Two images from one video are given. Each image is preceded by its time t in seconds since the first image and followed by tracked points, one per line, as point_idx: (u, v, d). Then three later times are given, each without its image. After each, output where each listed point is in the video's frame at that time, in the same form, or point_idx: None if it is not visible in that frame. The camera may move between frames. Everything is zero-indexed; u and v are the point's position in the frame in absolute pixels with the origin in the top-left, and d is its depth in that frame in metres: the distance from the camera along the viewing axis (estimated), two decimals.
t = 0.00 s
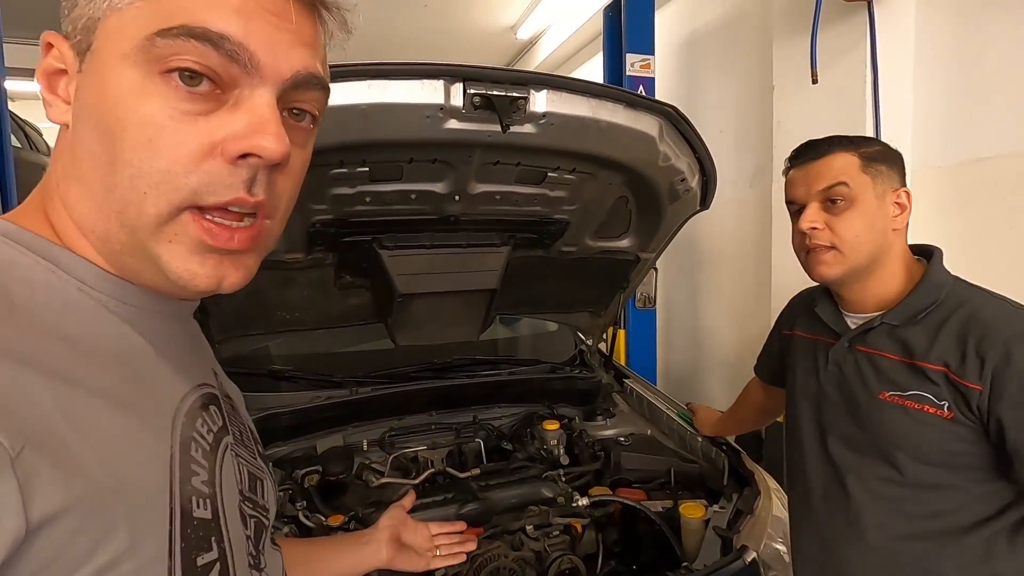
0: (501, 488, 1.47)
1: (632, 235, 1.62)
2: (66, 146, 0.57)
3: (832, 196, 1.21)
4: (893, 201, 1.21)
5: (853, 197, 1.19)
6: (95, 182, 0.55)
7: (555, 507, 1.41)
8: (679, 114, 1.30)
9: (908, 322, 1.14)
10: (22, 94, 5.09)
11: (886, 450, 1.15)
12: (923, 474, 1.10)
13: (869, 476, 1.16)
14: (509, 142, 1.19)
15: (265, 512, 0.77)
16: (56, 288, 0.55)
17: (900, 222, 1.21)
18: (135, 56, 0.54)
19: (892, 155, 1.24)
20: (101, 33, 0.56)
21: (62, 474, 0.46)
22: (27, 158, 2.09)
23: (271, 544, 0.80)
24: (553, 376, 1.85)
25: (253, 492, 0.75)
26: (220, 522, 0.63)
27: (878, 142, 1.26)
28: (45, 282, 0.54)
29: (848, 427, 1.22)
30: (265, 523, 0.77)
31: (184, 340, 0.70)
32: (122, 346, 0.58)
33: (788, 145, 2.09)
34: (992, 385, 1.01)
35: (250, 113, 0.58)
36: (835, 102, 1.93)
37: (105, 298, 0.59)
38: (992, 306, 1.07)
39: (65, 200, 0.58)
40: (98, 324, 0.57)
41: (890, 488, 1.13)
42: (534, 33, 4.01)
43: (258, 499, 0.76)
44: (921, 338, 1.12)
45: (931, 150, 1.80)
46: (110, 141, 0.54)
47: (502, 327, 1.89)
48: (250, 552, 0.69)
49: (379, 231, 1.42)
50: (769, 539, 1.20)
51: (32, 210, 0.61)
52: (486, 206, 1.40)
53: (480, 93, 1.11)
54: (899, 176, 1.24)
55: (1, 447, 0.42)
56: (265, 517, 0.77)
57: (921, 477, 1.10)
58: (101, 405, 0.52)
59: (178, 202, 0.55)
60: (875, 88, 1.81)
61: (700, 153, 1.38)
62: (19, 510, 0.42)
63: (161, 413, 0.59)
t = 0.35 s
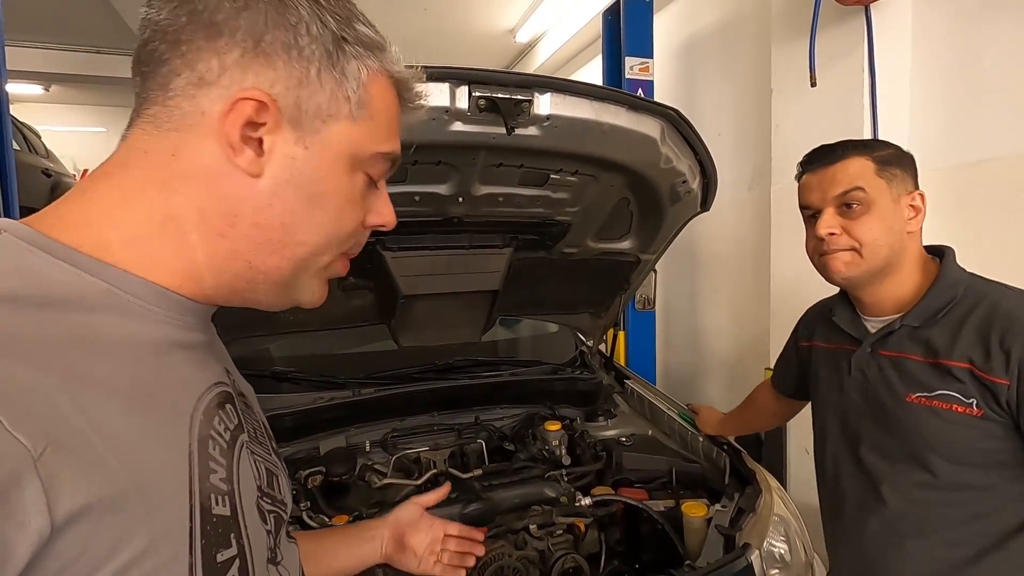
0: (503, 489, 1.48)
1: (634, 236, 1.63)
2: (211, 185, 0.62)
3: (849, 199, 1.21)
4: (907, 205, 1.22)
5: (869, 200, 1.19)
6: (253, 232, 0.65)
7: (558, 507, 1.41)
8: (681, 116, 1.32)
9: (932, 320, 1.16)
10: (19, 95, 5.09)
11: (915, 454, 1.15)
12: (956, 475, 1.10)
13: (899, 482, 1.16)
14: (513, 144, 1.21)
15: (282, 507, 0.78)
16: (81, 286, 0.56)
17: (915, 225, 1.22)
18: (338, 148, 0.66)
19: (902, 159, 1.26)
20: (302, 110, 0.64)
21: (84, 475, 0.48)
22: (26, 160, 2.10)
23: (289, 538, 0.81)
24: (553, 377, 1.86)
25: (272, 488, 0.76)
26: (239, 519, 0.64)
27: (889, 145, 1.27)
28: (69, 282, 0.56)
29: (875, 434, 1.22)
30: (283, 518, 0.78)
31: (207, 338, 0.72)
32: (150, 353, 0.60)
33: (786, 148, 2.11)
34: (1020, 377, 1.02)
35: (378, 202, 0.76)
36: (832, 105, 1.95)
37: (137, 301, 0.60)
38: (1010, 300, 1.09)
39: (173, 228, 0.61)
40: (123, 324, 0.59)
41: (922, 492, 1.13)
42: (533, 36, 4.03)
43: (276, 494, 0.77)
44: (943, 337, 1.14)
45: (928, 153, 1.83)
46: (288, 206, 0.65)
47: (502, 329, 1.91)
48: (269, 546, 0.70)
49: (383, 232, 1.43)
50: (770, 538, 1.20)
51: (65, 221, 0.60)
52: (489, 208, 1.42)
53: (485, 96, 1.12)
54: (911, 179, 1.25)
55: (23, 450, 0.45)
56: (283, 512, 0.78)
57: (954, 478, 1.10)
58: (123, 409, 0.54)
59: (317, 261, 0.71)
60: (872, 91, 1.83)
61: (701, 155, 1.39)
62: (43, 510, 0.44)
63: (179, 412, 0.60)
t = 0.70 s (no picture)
0: (502, 491, 1.48)
1: (631, 239, 1.64)
2: (248, 193, 0.65)
3: (829, 233, 1.25)
4: (898, 222, 1.20)
5: (845, 232, 1.22)
6: (274, 239, 0.69)
7: (555, 510, 1.41)
8: (683, 125, 1.33)
9: (945, 339, 1.15)
10: (13, 96, 5.07)
11: (930, 473, 1.16)
12: (972, 497, 1.10)
13: (916, 502, 1.17)
14: (512, 147, 1.21)
15: (282, 500, 0.78)
16: (86, 286, 0.56)
17: (909, 242, 1.19)
18: (354, 172, 0.74)
19: (892, 170, 1.21)
20: (335, 136, 0.70)
21: (95, 471, 0.49)
22: (21, 163, 2.09)
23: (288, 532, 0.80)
24: (551, 378, 1.86)
25: (271, 481, 0.76)
26: (244, 512, 0.64)
27: (876, 158, 1.23)
28: (72, 281, 0.55)
29: (893, 453, 1.23)
30: (283, 511, 0.78)
31: (212, 331, 0.71)
32: (159, 343, 0.60)
33: (783, 150, 2.12)
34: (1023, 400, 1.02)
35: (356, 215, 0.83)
36: (828, 107, 1.96)
37: (135, 297, 0.60)
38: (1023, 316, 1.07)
39: (199, 230, 0.63)
40: (127, 320, 0.58)
41: (936, 512, 1.14)
42: (528, 39, 4.04)
43: (275, 488, 0.77)
44: (955, 356, 1.13)
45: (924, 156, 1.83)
46: (307, 218, 0.71)
47: (501, 330, 1.93)
48: (272, 540, 0.70)
49: (382, 235, 1.43)
50: (768, 541, 1.21)
51: (77, 221, 0.59)
52: (487, 211, 1.42)
53: (483, 99, 1.12)
54: (904, 190, 1.20)
55: (36, 448, 0.46)
56: (282, 505, 0.78)
57: (970, 501, 1.10)
58: (137, 402, 0.55)
59: (309, 268, 0.77)
60: (868, 94, 1.84)
61: (700, 158, 1.40)
62: (56, 506, 0.46)
63: (187, 407, 0.60)
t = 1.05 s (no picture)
0: (502, 491, 1.46)
1: (631, 237, 1.62)
2: (239, 184, 0.64)
3: (815, 230, 1.26)
4: (882, 217, 1.19)
5: (829, 228, 1.22)
6: (267, 230, 0.67)
7: (555, 510, 1.40)
8: (682, 119, 1.31)
9: (946, 332, 1.14)
10: (12, 97, 5.07)
11: (928, 468, 1.14)
12: (970, 493, 1.09)
13: (913, 498, 1.16)
14: (510, 143, 1.20)
15: (273, 499, 0.77)
16: (73, 280, 0.55)
17: (893, 237, 1.18)
18: (348, 163, 0.73)
19: (874, 164, 1.20)
20: (327, 125, 0.69)
21: (74, 470, 0.48)
22: (18, 163, 2.08)
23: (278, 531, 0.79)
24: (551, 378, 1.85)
25: (262, 480, 0.75)
26: (232, 511, 0.63)
27: (860, 154, 1.23)
28: (58, 275, 0.54)
29: (890, 447, 1.21)
30: (273, 510, 0.77)
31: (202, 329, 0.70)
32: (144, 336, 0.59)
33: (784, 148, 2.11)
34: None
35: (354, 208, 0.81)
36: (828, 104, 1.95)
37: (121, 291, 0.58)
38: None
39: (190, 221, 0.62)
40: (111, 314, 0.57)
41: (933, 508, 1.13)
42: (528, 39, 4.03)
43: (267, 486, 0.75)
44: (957, 350, 1.12)
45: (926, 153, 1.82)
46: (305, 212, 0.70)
47: (501, 331, 1.90)
48: (260, 539, 0.69)
49: (380, 233, 1.41)
50: (771, 541, 1.19)
51: (64, 212, 0.57)
52: (487, 208, 1.40)
53: (482, 94, 1.11)
54: (888, 184, 1.19)
55: (11, 446, 0.45)
56: (273, 504, 0.76)
57: (967, 497, 1.09)
58: (120, 399, 0.54)
59: (306, 262, 0.76)
60: (869, 91, 1.83)
61: (700, 154, 1.38)
62: (30, 506, 0.44)
63: (173, 405, 0.59)
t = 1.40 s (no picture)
0: (503, 495, 1.44)
1: (631, 240, 1.62)
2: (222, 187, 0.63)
3: (812, 227, 1.25)
4: (880, 218, 1.18)
5: (827, 225, 1.22)
6: (252, 232, 0.67)
7: (554, 515, 1.40)
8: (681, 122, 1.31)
9: (922, 343, 1.12)
10: (12, 97, 5.06)
11: (889, 471, 1.14)
12: (926, 498, 1.10)
13: (872, 497, 1.17)
14: (510, 148, 1.19)
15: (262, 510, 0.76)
16: (57, 292, 0.55)
17: (890, 238, 1.17)
18: (331, 161, 0.72)
19: (876, 166, 1.21)
20: (307, 124, 0.68)
21: (59, 485, 0.48)
22: (18, 163, 2.08)
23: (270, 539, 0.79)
24: (551, 382, 1.83)
25: (251, 489, 0.74)
26: (220, 522, 0.63)
27: (862, 155, 1.24)
28: (41, 286, 0.54)
29: (858, 448, 1.22)
30: (264, 520, 0.76)
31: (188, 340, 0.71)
32: (128, 350, 0.59)
33: (783, 151, 2.11)
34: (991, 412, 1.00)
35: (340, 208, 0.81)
36: (827, 108, 1.95)
37: (106, 301, 0.58)
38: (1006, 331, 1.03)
39: (174, 227, 0.61)
40: (95, 325, 0.57)
41: (892, 509, 1.13)
42: (528, 40, 4.03)
43: (256, 496, 0.75)
44: (930, 361, 1.10)
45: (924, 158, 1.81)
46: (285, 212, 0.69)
47: (499, 333, 1.90)
48: (251, 550, 0.69)
49: (379, 236, 1.41)
50: (770, 546, 1.19)
51: (42, 222, 0.56)
52: (487, 212, 1.40)
53: (481, 99, 1.10)
54: (888, 187, 1.19)
55: None
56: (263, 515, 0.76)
57: (925, 502, 1.10)
58: (104, 412, 0.54)
59: (294, 264, 0.76)
60: (869, 96, 1.83)
61: (700, 158, 1.38)
62: (15, 523, 0.44)
63: (159, 418, 0.59)
